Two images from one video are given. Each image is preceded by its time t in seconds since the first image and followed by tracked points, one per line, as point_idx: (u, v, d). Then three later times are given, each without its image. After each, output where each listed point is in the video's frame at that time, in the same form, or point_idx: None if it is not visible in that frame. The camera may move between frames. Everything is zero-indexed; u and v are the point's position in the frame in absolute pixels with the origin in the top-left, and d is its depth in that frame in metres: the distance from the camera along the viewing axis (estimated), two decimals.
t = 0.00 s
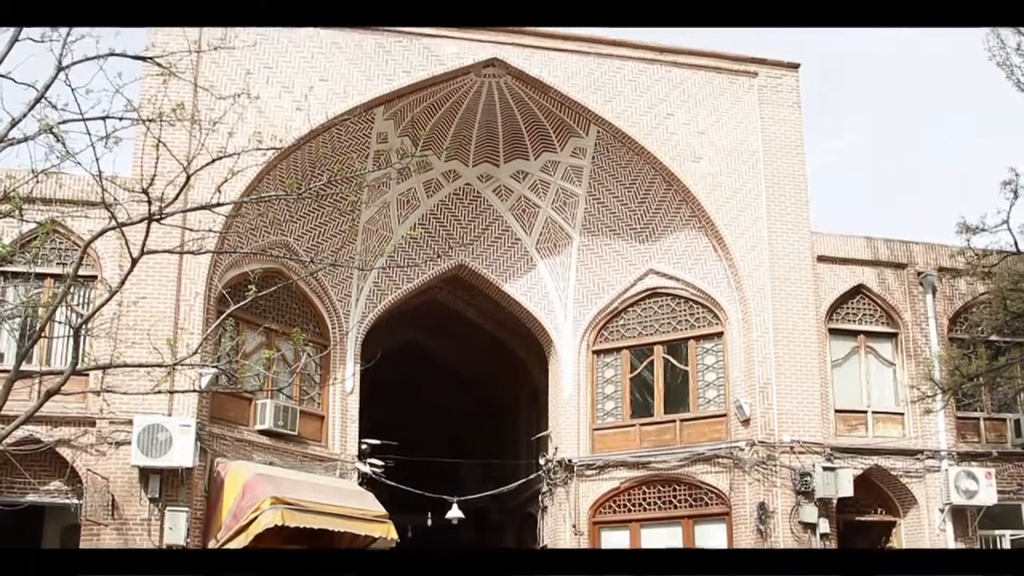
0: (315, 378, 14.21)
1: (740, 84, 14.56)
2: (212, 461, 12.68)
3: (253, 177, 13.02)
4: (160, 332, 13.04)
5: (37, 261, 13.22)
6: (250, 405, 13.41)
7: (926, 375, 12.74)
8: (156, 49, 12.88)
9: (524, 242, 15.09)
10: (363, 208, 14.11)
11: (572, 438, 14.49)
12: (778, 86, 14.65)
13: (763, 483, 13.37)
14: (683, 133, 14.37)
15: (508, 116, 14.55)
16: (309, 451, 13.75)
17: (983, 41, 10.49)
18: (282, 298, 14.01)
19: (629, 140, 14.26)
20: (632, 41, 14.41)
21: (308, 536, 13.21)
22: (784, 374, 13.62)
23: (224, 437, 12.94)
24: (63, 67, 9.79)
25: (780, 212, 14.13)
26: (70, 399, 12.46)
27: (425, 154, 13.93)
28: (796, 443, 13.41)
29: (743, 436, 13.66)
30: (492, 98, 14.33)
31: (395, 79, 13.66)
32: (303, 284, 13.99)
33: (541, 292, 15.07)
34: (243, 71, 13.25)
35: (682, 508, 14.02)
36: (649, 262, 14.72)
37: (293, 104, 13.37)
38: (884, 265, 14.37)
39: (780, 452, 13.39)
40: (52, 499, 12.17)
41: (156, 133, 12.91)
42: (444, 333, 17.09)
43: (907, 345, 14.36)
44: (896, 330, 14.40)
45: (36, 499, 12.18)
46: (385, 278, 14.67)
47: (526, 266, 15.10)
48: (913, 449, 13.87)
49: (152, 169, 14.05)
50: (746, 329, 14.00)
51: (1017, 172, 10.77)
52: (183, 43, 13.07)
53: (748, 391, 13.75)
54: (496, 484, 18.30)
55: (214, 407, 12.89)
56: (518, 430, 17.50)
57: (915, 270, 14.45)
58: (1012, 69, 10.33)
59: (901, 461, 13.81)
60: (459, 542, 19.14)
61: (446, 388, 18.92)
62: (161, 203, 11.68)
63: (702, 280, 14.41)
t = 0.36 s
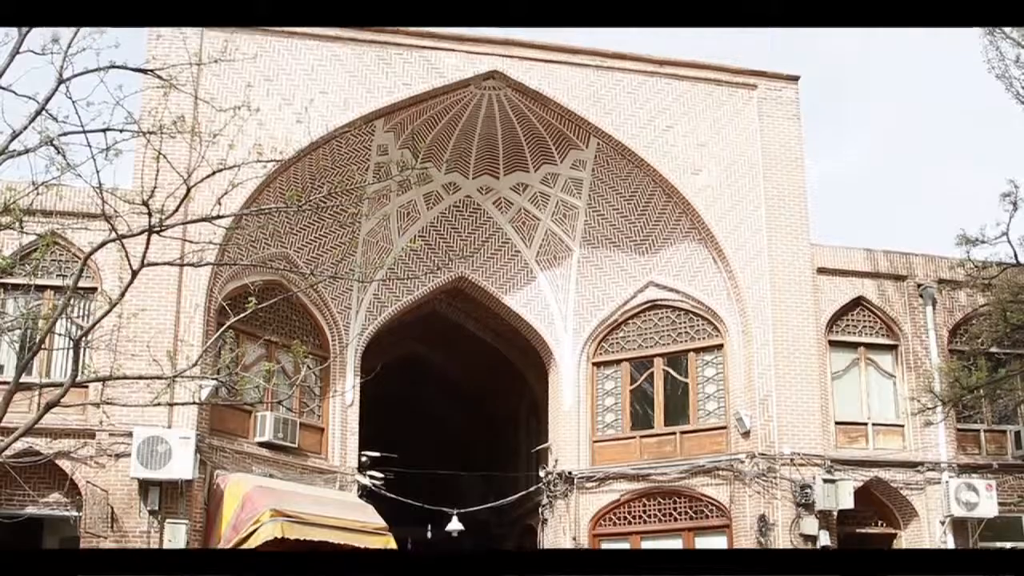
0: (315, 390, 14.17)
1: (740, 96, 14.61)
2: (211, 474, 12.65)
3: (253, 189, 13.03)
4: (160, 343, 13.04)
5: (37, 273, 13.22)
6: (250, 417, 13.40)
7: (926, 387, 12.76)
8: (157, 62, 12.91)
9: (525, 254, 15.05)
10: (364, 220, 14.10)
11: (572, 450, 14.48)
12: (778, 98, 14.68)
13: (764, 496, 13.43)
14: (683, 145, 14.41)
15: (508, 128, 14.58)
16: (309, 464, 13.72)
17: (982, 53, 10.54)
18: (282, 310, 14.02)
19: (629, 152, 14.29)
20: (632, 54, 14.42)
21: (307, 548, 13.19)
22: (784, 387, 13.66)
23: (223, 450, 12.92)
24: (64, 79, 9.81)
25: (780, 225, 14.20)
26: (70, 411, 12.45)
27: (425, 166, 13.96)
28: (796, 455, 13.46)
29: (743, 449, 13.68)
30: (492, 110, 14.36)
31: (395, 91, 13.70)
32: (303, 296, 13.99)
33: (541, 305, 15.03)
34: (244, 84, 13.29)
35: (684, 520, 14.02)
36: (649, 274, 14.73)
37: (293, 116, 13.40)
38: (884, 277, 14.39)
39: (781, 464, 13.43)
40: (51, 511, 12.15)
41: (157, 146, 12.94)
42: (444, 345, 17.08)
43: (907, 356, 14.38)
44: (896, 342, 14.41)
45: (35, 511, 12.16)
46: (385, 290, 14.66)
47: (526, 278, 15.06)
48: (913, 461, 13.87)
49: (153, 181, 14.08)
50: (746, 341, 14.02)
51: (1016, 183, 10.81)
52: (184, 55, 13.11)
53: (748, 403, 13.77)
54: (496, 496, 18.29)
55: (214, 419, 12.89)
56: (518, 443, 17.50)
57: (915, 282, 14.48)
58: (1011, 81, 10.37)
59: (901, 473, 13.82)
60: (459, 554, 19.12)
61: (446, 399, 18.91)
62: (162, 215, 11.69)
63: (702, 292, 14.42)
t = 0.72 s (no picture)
0: (315, 402, 14.18)
1: (740, 109, 14.66)
2: (210, 486, 12.63)
3: (253, 202, 13.04)
4: (160, 356, 13.03)
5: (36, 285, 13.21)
6: (249, 430, 13.39)
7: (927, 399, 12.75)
8: (157, 75, 12.94)
9: (525, 266, 15.04)
10: (364, 232, 14.11)
11: (572, 462, 14.46)
12: (778, 110, 14.75)
13: (764, 508, 13.43)
14: (683, 157, 14.43)
15: (508, 141, 14.60)
16: (308, 476, 13.70)
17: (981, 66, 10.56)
18: (282, 322, 14.03)
19: (629, 165, 14.31)
20: (632, 67, 14.45)
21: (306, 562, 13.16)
22: (784, 399, 13.67)
23: (223, 462, 12.91)
24: (64, 92, 9.82)
25: (780, 238, 14.25)
26: (69, 423, 12.43)
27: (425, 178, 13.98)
28: (796, 467, 13.46)
29: (743, 461, 13.67)
30: (492, 122, 14.39)
31: (395, 104, 13.73)
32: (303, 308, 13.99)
33: (541, 317, 15.02)
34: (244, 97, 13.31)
35: (683, 532, 14.03)
36: (649, 286, 14.74)
37: (293, 129, 13.43)
38: (884, 289, 14.41)
39: (781, 476, 13.43)
40: (49, 523, 12.12)
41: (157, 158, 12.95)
42: (444, 357, 17.09)
43: (907, 369, 14.37)
44: (896, 354, 14.41)
45: (34, 523, 12.13)
46: (385, 302, 14.65)
47: (526, 291, 15.05)
48: (913, 473, 13.87)
49: (153, 194, 14.09)
50: (746, 353, 14.03)
51: (1016, 196, 10.82)
52: (184, 69, 13.14)
53: (748, 415, 13.77)
54: (496, 508, 18.29)
55: (214, 431, 12.89)
56: (518, 455, 17.50)
57: (914, 294, 14.49)
58: (1010, 93, 10.39)
59: (902, 485, 13.82)
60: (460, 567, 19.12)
61: (446, 412, 18.91)
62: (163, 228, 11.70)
63: (703, 305, 14.43)
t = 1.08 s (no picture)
0: (314, 414, 14.18)
1: (739, 121, 14.70)
2: (210, 497, 12.61)
3: (253, 214, 13.05)
4: (160, 367, 13.03)
5: (37, 296, 13.23)
6: (249, 441, 13.37)
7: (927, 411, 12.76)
8: (158, 86, 12.97)
9: (524, 278, 15.05)
10: (364, 244, 14.11)
11: (572, 474, 14.44)
12: (778, 122, 14.80)
13: (764, 519, 13.45)
14: (682, 169, 14.46)
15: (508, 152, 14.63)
16: (308, 487, 13.68)
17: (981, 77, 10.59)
18: (282, 334, 14.03)
19: (629, 177, 14.34)
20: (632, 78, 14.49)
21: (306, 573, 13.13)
22: (784, 410, 13.69)
23: (223, 474, 12.91)
24: (65, 104, 9.84)
25: (780, 251, 14.28)
26: (69, 434, 12.42)
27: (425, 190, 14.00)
28: (797, 478, 13.46)
29: (743, 472, 13.67)
30: (492, 134, 14.41)
31: (395, 116, 13.76)
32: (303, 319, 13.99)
33: (541, 328, 15.01)
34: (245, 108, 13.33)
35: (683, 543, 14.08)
36: (649, 298, 14.74)
37: (293, 140, 13.45)
38: (884, 300, 14.43)
39: (781, 487, 13.44)
40: (48, 534, 12.10)
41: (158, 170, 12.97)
42: (444, 369, 17.08)
43: (907, 380, 14.39)
44: (896, 365, 14.43)
45: (33, 534, 12.11)
46: (385, 314, 14.65)
47: (526, 302, 15.05)
48: (914, 484, 13.88)
49: (154, 205, 14.11)
50: (746, 364, 14.04)
51: (1015, 207, 10.84)
52: (185, 80, 13.16)
53: (749, 426, 13.78)
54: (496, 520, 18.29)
55: (214, 443, 12.88)
56: (517, 467, 17.51)
57: (914, 305, 14.51)
58: (1009, 105, 10.42)
59: (902, 496, 13.84)
60: None
61: (445, 423, 18.89)
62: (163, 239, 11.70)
63: (702, 316, 14.45)
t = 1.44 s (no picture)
0: (315, 422, 14.18)
1: (739, 130, 14.72)
2: (209, 506, 12.59)
3: (254, 223, 13.05)
4: (160, 375, 13.03)
5: (37, 305, 13.24)
6: (249, 450, 13.35)
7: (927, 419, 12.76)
8: (158, 95, 12.99)
9: (525, 286, 15.04)
10: (363, 253, 14.12)
11: (572, 482, 14.42)
12: (777, 131, 14.83)
13: (765, 527, 13.49)
14: (682, 177, 14.48)
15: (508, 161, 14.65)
16: (308, 495, 13.67)
17: (981, 87, 10.62)
18: (282, 342, 14.04)
19: (629, 186, 14.37)
20: (632, 87, 14.51)
21: None
22: (784, 419, 13.71)
23: (224, 482, 12.92)
24: (65, 113, 9.85)
25: (780, 260, 14.30)
26: (69, 443, 12.41)
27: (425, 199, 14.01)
28: (797, 487, 13.48)
29: (743, 481, 13.68)
30: (492, 143, 14.43)
31: (395, 124, 13.78)
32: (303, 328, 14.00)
33: (542, 337, 15.00)
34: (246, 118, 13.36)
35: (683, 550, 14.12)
36: (649, 306, 14.75)
37: (293, 149, 13.46)
38: (884, 309, 14.44)
39: (782, 496, 13.47)
40: (48, 542, 12.10)
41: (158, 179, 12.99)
42: (444, 378, 17.08)
43: (907, 389, 14.39)
44: (896, 374, 14.43)
45: (33, 543, 12.10)
46: (385, 323, 14.64)
47: (525, 311, 15.04)
48: (914, 493, 13.88)
49: (154, 213, 14.12)
50: (746, 373, 14.04)
51: (1015, 216, 10.85)
52: (185, 89, 13.17)
53: (749, 434, 13.79)
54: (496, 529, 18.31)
55: (214, 452, 12.88)
56: (517, 476, 17.52)
57: (914, 313, 14.51)
58: (1008, 114, 10.45)
59: (903, 505, 13.85)
60: None
61: (445, 432, 18.88)
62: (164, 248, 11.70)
63: (702, 325, 14.46)
